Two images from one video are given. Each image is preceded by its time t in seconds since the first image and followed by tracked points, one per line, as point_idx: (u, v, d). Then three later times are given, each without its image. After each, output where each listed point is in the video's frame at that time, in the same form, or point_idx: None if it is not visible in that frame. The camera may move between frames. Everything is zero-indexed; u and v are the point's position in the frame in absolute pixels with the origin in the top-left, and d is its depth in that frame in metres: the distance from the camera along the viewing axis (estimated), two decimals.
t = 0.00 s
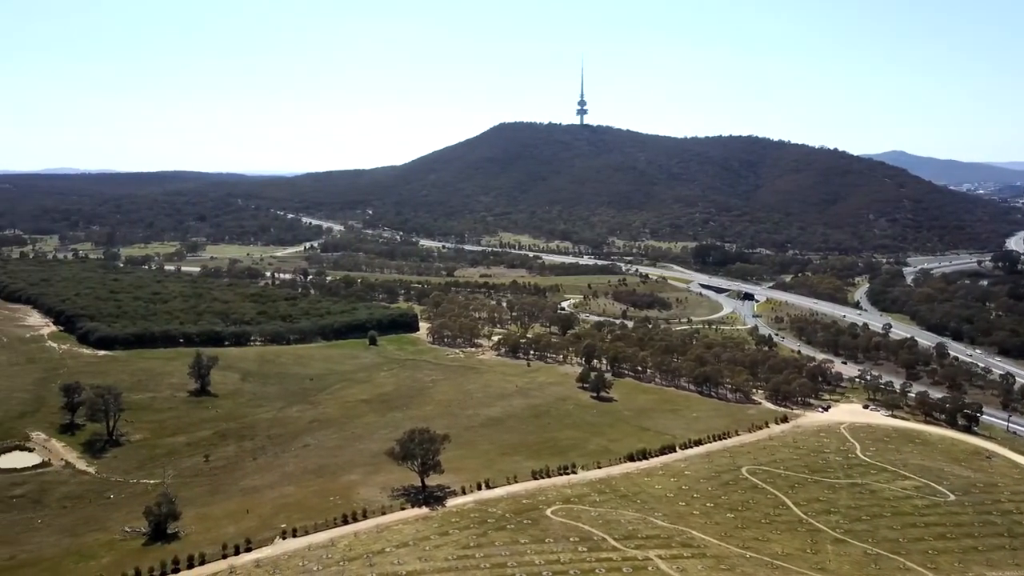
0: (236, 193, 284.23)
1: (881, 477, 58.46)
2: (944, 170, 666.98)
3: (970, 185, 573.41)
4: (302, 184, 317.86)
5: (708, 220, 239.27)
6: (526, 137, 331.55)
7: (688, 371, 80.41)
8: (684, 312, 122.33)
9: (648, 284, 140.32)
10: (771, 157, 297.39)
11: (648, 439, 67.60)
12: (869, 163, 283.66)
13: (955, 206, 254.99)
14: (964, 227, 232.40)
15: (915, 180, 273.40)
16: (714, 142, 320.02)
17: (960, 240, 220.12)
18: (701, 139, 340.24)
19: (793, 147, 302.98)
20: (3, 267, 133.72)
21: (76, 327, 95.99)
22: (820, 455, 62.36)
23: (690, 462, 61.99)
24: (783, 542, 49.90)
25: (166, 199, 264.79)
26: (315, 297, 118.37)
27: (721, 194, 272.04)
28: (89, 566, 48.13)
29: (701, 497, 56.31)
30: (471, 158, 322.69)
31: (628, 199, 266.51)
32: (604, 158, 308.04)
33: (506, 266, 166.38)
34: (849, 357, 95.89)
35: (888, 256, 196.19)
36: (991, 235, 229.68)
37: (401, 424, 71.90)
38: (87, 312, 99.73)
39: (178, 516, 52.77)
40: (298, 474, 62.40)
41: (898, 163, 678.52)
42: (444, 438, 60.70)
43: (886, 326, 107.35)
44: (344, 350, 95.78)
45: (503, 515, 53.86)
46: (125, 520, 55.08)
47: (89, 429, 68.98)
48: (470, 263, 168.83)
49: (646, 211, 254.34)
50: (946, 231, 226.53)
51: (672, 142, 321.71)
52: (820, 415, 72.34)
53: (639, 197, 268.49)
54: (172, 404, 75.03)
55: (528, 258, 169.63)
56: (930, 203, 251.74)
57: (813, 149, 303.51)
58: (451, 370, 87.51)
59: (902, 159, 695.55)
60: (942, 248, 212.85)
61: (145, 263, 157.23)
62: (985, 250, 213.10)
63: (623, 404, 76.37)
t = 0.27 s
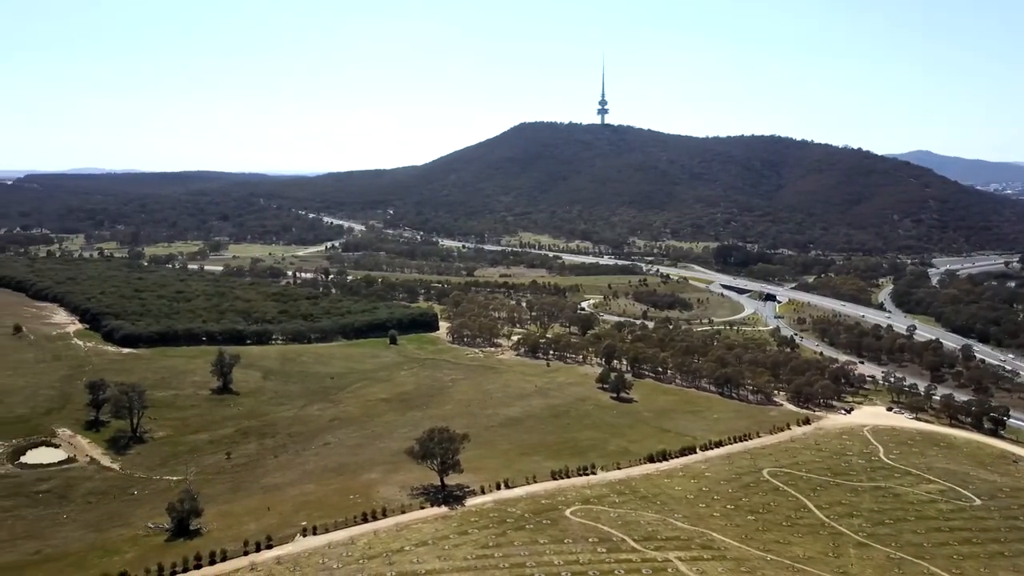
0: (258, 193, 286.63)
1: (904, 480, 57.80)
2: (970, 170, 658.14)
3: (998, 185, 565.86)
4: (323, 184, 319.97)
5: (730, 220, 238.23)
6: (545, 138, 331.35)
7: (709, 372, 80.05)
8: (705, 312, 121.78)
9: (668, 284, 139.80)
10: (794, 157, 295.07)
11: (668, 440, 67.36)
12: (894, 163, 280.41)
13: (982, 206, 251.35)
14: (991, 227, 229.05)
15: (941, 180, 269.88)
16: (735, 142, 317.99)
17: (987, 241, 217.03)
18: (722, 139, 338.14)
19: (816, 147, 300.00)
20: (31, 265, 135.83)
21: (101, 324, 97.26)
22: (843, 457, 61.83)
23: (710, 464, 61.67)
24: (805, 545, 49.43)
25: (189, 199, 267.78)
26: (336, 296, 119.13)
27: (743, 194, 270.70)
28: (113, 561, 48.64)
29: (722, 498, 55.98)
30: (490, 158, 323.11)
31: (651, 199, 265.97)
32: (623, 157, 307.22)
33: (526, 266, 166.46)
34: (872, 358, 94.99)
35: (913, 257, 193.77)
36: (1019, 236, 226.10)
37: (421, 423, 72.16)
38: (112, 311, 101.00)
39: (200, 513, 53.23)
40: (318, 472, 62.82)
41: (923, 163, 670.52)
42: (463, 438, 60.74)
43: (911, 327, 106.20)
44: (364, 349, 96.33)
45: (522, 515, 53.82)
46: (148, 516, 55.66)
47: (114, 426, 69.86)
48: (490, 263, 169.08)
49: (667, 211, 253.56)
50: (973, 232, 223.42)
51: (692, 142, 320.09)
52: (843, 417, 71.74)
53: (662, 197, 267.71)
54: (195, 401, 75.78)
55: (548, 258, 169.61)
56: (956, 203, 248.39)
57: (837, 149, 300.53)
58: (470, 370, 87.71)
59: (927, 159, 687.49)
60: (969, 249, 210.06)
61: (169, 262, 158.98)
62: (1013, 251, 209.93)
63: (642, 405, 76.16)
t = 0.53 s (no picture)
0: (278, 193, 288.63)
1: (927, 484, 57.11)
2: (996, 170, 648.64)
3: None
4: (343, 184, 321.83)
5: (751, 220, 236.98)
6: (563, 138, 330.96)
7: (729, 373, 79.66)
8: (725, 313, 121.19)
9: (688, 285, 139.24)
10: (816, 156, 292.45)
11: (687, 441, 67.06)
12: (918, 163, 276.95)
13: (1008, 206, 247.61)
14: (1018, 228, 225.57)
15: (966, 180, 266.22)
16: (755, 142, 315.78)
17: (1013, 241, 213.80)
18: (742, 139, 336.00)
19: (838, 146, 296.94)
20: (55, 264, 137.60)
21: (124, 323, 98.37)
22: (864, 460, 61.26)
23: (730, 466, 61.35)
24: (826, 548, 48.93)
25: (210, 199, 270.31)
26: (356, 295, 119.78)
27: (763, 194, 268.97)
28: (135, 556, 49.17)
29: (742, 500, 55.60)
30: (508, 158, 323.28)
31: (670, 198, 265.09)
32: (642, 158, 306.25)
33: (545, 266, 166.43)
34: (895, 360, 94.11)
35: (936, 258, 191.33)
36: None
37: (440, 422, 72.34)
38: (134, 309, 102.11)
39: (220, 509, 53.70)
40: (337, 471, 63.15)
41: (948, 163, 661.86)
42: (481, 437, 60.78)
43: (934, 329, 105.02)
44: (383, 348, 96.72)
45: (540, 515, 53.74)
46: (169, 512, 56.23)
47: (136, 423, 70.67)
48: (508, 263, 169.17)
49: (688, 211, 252.61)
50: (999, 232, 220.19)
51: (712, 142, 318.33)
52: (865, 419, 71.09)
53: (682, 197, 266.95)
54: (216, 399, 76.49)
55: (567, 258, 169.46)
56: (982, 203, 244.94)
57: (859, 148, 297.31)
58: (489, 369, 87.81)
59: (951, 159, 678.60)
60: (995, 249, 207.08)
61: (191, 262, 160.55)
62: None
63: (661, 406, 75.90)
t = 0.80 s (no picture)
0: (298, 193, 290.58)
1: (950, 488, 56.43)
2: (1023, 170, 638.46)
3: None
4: (363, 184, 323.55)
5: (771, 220, 235.54)
6: (581, 138, 330.39)
7: (749, 374, 79.22)
8: (746, 314, 120.54)
9: (707, 285, 138.59)
10: (838, 156, 289.69)
11: (706, 442, 66.76)
12: (943, 163, 273.30)
13: None
14: None
15: (993, 180, 262.27)
16: (776, 142, 313.36)
17: None
18: (762, 139, 333.52)
19: (860, 145, 293.91)
20: (80, 263, 139.51)
21: (147, 321, 99.52)
22: (886, 463, 60.63)
23: (750, 468, 60.96)
24: (847, 551, 48.45)
25: (232, 198, 272.74)
26: (376, 295, 120.34)
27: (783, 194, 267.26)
28: (156, 552, 49.63)
29: (761, 503, 55.24)
30: (526, 159, 323.27)
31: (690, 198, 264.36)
32: (661, 158, 305.17)
33: (564, 266, 166.30)
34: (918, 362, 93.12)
35: (961, 260, 188.85)
36: None
37: (458, 422, 72.48)
38: (156, 308, 103.26)
39: (240, 507, 54.11)
40: (356, 469, 63.45)
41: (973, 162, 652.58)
42: (499, 437, 60.81)
43: (959, 331, 103.74)
44: (402, 348, 97.09)
45: (558, 515, 53.66)
46: (190, 509, 56.75)
47: (158, 420, 71.44)
48: (527, 263, 169.13)
49: (708, 211, 251.47)
50: None
51: (731, 142, 316.40)
52: (887, 422, 70.40)
53: (701, 196, 265.97)
54: (237, 397, 77.17)
55: (586, 258, 169.20)
56: (1009, 203, 241.16)
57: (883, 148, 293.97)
58: (507, 369, 87.89)
59: (976, 159, 669.09)
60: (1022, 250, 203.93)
61: (213, 261, 162.01)
62: None
63: (680, 407, 75.59)
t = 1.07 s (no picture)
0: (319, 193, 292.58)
1: (976, 493, 55.64)
2: None
3: None
4: (385, 183, 325.22)
5: (793, 220, 233.86)
6: (601, 138, 329.75)
7: (771, 376, 78.69)
8: (768, 315, 119.77)
9: (729, 286, 137.88)
10: (862, 156, 286.69)
11: (727, 444, 66.39)
12: (970, 163, 269.31)
13: None
14: None
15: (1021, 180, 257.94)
16: (798, 142, 310.70)
17: None
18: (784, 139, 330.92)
19: (884, 145, 290.36)
20: (106, 262, 141.56)
21: (171, 319, 100.77)
22: (911, 467, 59.93)
23: (771, 470, 60.53)
24: (870, 555, 47.92)
25: (253, 198, 275.22)
26: (397, 294, 120.87)
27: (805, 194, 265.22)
28: (178, 548, 50.15)
29: (783, 505, 54.81)
30: (546, 159, 323.10)
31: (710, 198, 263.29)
32: (681, 158, 303.88)
33: (584, 266, 166.10)
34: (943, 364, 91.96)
35: (987, 261, 186.09)
36: None
37: (478, 421, 72.62)
38: (180, 306, 104.52)
39: (261, 504, 54.57)
40: (376, 468, 63.74)
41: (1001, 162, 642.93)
42: (519, 437, 60.81)
43: (985, 334, 102.29)
44: (423, 347, 97.42)
45: (578, 516, 53.57)
46: (212, 506, 57.34)
47: (181, 418, 72.25)
48: (547, 263, 169.06)
49: (729, 211, 250.22)
50: None
51: (752, 142, 314.28)
52: (911, 425, 69.60)
53: (721, 196, 264.45)
54: (259, 395, 77.86)
55: (606, 258, 168.89)
56: None
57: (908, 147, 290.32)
58: (527, 369, 87.95)
59: (1004, 159, 658.81)
60: None
61: (237, 260, 163.58)
62: None
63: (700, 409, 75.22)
